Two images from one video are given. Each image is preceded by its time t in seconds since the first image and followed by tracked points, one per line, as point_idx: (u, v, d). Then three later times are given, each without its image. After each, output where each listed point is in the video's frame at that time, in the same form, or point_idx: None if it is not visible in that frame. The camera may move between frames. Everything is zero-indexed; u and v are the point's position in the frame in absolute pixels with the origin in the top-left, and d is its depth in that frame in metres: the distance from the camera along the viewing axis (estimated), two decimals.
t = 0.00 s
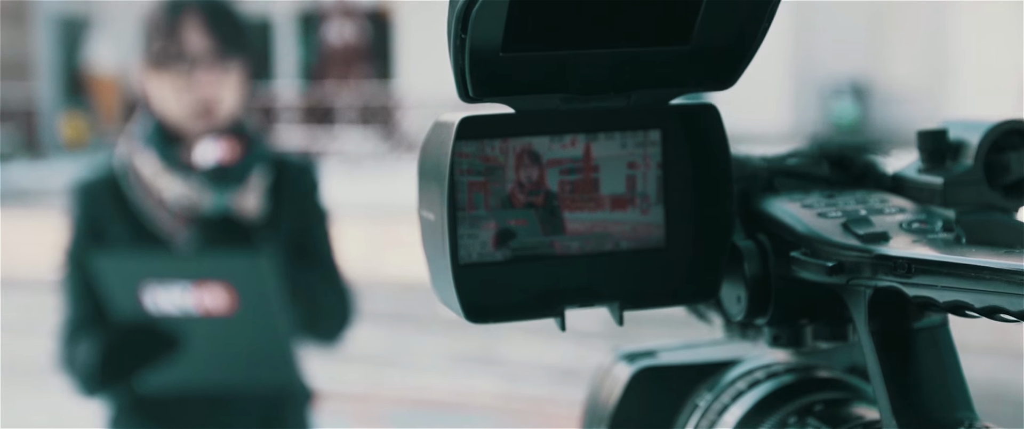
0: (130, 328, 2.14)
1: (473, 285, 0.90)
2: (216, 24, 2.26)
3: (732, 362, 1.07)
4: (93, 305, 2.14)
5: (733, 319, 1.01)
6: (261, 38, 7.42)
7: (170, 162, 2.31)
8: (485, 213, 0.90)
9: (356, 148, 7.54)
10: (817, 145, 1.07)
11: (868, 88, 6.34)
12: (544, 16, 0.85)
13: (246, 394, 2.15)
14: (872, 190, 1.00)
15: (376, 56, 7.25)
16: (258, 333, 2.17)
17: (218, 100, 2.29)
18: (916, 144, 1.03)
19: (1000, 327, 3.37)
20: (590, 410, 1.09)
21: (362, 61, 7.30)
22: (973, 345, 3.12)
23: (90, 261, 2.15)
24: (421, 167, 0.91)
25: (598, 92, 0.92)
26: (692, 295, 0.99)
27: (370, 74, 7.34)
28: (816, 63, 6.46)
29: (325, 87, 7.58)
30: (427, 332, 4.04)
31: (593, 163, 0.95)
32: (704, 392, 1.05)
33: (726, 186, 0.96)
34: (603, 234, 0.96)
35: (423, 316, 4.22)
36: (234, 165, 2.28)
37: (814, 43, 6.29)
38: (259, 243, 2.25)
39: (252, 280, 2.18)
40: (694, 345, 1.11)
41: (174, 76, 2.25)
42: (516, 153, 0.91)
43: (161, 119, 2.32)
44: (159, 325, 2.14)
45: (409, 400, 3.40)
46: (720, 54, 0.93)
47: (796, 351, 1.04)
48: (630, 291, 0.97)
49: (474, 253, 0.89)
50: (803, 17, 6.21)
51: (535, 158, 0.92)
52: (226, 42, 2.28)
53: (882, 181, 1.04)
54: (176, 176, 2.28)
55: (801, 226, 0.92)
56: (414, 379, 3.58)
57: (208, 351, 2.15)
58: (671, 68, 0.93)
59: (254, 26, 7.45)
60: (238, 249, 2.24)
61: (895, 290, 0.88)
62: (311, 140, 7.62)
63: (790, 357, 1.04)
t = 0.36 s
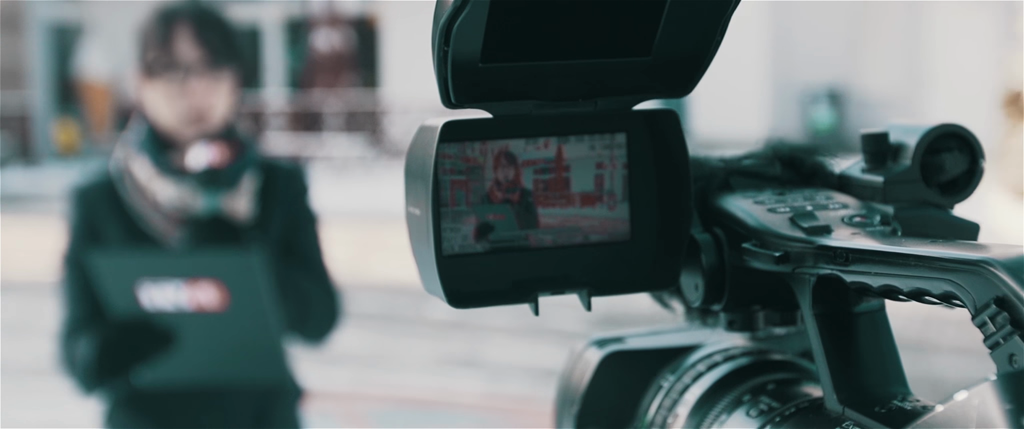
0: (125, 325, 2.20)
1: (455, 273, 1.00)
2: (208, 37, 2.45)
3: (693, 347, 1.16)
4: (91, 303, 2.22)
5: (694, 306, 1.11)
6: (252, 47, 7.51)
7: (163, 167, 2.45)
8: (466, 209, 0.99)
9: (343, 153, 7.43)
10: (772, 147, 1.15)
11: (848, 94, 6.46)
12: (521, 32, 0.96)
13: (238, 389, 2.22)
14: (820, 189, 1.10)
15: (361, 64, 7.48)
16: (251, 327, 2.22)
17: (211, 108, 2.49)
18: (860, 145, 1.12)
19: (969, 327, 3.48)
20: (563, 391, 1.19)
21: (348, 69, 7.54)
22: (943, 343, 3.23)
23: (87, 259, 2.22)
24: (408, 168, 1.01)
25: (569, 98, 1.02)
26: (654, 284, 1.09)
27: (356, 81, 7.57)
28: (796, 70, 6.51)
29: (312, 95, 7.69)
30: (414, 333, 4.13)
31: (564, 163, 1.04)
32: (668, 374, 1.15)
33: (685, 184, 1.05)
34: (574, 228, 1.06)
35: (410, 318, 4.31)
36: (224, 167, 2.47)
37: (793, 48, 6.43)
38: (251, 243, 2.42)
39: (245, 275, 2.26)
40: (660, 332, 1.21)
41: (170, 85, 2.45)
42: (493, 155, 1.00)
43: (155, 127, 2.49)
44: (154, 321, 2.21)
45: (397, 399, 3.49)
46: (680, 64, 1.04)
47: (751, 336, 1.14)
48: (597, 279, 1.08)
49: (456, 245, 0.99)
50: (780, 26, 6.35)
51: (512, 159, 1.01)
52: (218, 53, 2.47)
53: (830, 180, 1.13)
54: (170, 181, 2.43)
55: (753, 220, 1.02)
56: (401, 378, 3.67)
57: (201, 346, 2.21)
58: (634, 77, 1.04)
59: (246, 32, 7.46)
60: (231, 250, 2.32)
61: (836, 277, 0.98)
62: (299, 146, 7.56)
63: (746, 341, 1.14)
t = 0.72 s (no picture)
0: (121, 321, 2.39)
1: (439, 264, 1.10)
2: (199, 49, 2.72)
3: (658, 334, 1.27)
4: (87, 304, 2.35)
5: (657, 295, 1.22)
6: (242, 53, 7.63)
7: (156, 172, 2.64)
8: (449, 206, 1.09)
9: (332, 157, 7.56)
10: (730, 149, 1.26)
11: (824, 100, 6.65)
12: (496, 44, 1.07)
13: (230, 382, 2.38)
14: (772, 187, 1.21)
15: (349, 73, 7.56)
16: (240, 326, 2.56)
17: (202, 115, 2.69)
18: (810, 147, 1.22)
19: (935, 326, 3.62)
20: (539, 375, 1.30)
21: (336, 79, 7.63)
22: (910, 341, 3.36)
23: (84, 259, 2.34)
24: (396, 168, 1.11)
25: (541, 106, 1.12)
26: (619, 274, 1.19)
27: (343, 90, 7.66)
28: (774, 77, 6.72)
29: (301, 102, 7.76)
30: (402, 334, 4.25)
31: (538, 164, 1.13)
32: (635, 358, 1.26)
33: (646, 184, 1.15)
34: (546, 224, 1.16)
35: (397, 319, 4.43)
36: (213, 170, 2.69)
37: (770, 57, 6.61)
38: (242, 244, 2.63)
39: (234, 275, 2.59)
40: (628, 319, 1.31)
41: (163, 93, 2.66)
42: (474, 158, 1.10)
43: (148, 135, 2.67)
44: (149, 319, 2.50)
45: (384, 397, 3.60)
46: (642, 73, 1.14)
47: (710, 323, 1.24)
48: (568, 270, 1.18)
49: (439, 238, 1.09)
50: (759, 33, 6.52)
51: (490, 161, 1.11)
52: (209, 62, 2.72)
53: (782, 179, 1.23)
54: (163, 185, 2.60)
55: (709, 216, 1.13)
56: (388, 377, 3.79)
57: (196, 338, 2.53)
58: (600, 86, 1.14)
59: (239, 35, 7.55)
60: (223, 248, 2.65)
61: (783, 267, 1.08)
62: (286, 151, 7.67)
63: (705, 327, 1.25)
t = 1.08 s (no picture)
0: (119, 320, 2.59)
1: (422, 255, 1.22)
2: (195, 56, 2.86)
3: (625, 321, 1.39)
4: (85, 305, 2.56)
5: (622, 283, 1.33)
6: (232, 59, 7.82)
7: (151, 177, 2.72)
8: (432, 202, 1.21)
9: (320, 160, 7.56)
10: (690, 153, 1.38)
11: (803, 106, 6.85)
12: (476, 57, 1.18)
13: (221, 378, 2.56)
14: (728, 186, 1.33)
15: (338, 80, 7.74)
16: (231, 324, 2.74)
17: (196, 120, 2.81)
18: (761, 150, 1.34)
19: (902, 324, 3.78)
20: (516, 358, 1.42)
21: (325, 87, 7.79)
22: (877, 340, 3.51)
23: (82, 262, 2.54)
24: (384, 169, 1.22)
25: (515, 112, 1.25)
26: (586, 265, 1.30)
27: (331, 98, 7.83)
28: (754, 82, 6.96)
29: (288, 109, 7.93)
30: (389, 334, 4.38)
31: (514, 165, 1.25)
32: (603, 341, 1.38)
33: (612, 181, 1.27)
34: (521, 219, 1.27)
35: (384, 320, 4.56)
36: (212, 177, 2.75)
37: (749, 62, 6.83)
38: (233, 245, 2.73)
39: (224, 276, 2.75)
40: (597, 309, 1.44)
41: (159, 99, 2.80)
42: (455, 160, 1.21)
43: (144, 139, 2.78)
44: (144, 317, 2.67)
45: (371, 394, 3.73)
46: (607, 82, 1.26)
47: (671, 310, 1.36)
48: (540, 262, 1.29)
49: (423, 232, 1.21)
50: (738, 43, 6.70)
51: (469, 162, 1.22)
52: (204, 69, 2.86)
53: (736, 179, 1.35)
54: (157, 188, 2.70)
55: (668, 211, 1.24)
56: (375, 375, 3.91)
57: (191, 337, 2.69)
58: (569, 95, 1.26)
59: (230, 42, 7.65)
60: (215, 249, 2.76)
61: (733, 258, 1.21)
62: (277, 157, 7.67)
63: (666, 314, 1.37)
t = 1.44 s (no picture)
0: (119, 317, 2.69)
1: (408, 246, 1.35)
2: (190, 67, 3.02)
3: (594, 308, 1.52)
4: (85, 303, 2.67)
5: (590, 273, 1.46)
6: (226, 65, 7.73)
7: (149, 180, 2.85)
8: (418, 200, 1.34)
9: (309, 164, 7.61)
10: (654, 154, 1.50)
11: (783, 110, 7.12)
12: (457, 69, 1.31)
13: (218, 372, 2.71)
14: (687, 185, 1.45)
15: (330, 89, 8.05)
16: (228, 320, 2.83)
17: (191, 128, 2.96)
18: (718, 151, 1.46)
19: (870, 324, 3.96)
20: (495, 343, 1.55)
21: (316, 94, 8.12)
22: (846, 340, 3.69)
23: (83, 261, 2.67)
24: (374, 169, 1.35)
25: (493, 117, 1.38)
26: (558, 255, 1.44)
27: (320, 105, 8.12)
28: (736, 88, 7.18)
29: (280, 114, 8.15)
30: (378, 334, 4.52)
31: (492, 166, 1.38)
32: (574, 327, 1.51)
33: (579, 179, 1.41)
34: (498, 214, 1.40)
35: (374, 321, 4.71)
36: (204, 176, 2.89)
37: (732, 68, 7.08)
38: (227, 244, 2.87)
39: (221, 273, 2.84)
40: (568, 298, 1.57)
41: (156, 106, 2.93)
42: (438, 161, 1.34)
43: (141, 144, 2.90)
44: (144, 314, 2.76)
45: (361, 391, 3.88)
46: (576, 91, 1.40)
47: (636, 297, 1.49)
48: (516, 253, 1.42)
49: (410, 226, 1.34)
50: (718, 52, 6.91)
51: (451, 163, 1.35)
52: (198, 80, 3.02)
53: (695, 178, 1.48)
54: (155, 190, 2.83)
55: (631, 207, 1.36)
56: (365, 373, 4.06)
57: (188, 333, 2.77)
58: (543, 103, 1.39)
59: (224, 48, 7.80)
60: (212, 249, 2.88)
61: (689, 249, 1.33)
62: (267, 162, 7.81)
63: (632, 301, 1.50)
